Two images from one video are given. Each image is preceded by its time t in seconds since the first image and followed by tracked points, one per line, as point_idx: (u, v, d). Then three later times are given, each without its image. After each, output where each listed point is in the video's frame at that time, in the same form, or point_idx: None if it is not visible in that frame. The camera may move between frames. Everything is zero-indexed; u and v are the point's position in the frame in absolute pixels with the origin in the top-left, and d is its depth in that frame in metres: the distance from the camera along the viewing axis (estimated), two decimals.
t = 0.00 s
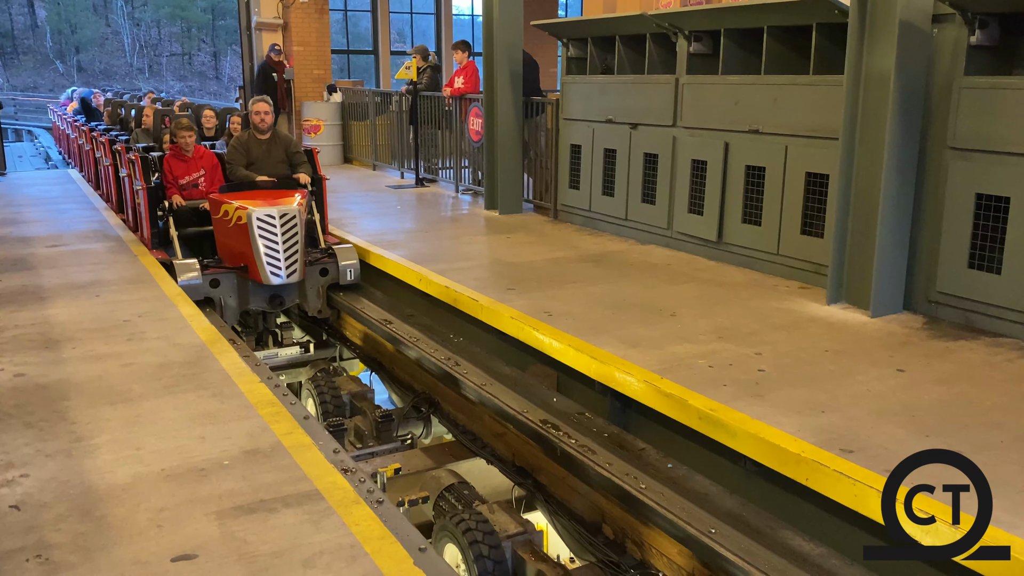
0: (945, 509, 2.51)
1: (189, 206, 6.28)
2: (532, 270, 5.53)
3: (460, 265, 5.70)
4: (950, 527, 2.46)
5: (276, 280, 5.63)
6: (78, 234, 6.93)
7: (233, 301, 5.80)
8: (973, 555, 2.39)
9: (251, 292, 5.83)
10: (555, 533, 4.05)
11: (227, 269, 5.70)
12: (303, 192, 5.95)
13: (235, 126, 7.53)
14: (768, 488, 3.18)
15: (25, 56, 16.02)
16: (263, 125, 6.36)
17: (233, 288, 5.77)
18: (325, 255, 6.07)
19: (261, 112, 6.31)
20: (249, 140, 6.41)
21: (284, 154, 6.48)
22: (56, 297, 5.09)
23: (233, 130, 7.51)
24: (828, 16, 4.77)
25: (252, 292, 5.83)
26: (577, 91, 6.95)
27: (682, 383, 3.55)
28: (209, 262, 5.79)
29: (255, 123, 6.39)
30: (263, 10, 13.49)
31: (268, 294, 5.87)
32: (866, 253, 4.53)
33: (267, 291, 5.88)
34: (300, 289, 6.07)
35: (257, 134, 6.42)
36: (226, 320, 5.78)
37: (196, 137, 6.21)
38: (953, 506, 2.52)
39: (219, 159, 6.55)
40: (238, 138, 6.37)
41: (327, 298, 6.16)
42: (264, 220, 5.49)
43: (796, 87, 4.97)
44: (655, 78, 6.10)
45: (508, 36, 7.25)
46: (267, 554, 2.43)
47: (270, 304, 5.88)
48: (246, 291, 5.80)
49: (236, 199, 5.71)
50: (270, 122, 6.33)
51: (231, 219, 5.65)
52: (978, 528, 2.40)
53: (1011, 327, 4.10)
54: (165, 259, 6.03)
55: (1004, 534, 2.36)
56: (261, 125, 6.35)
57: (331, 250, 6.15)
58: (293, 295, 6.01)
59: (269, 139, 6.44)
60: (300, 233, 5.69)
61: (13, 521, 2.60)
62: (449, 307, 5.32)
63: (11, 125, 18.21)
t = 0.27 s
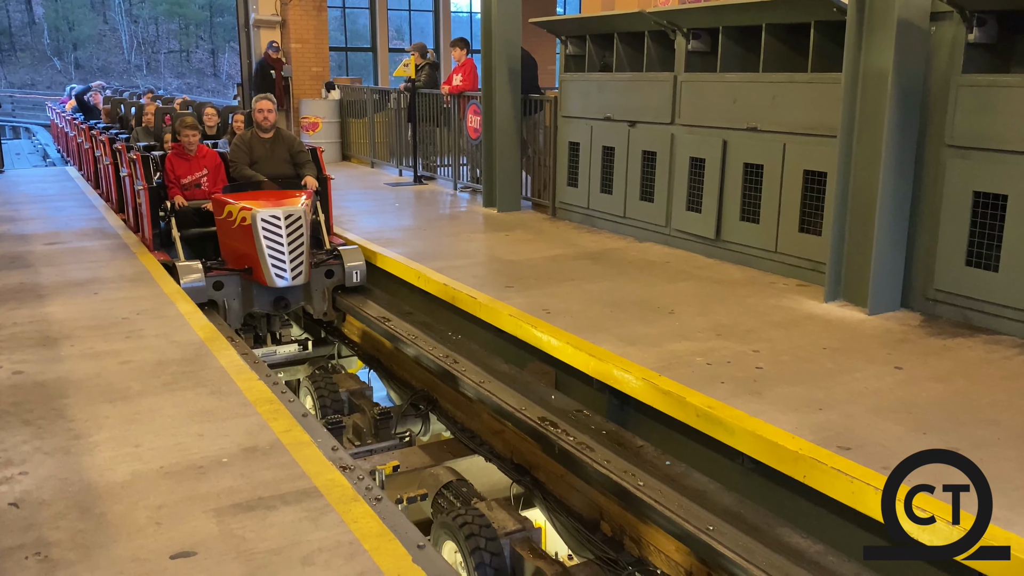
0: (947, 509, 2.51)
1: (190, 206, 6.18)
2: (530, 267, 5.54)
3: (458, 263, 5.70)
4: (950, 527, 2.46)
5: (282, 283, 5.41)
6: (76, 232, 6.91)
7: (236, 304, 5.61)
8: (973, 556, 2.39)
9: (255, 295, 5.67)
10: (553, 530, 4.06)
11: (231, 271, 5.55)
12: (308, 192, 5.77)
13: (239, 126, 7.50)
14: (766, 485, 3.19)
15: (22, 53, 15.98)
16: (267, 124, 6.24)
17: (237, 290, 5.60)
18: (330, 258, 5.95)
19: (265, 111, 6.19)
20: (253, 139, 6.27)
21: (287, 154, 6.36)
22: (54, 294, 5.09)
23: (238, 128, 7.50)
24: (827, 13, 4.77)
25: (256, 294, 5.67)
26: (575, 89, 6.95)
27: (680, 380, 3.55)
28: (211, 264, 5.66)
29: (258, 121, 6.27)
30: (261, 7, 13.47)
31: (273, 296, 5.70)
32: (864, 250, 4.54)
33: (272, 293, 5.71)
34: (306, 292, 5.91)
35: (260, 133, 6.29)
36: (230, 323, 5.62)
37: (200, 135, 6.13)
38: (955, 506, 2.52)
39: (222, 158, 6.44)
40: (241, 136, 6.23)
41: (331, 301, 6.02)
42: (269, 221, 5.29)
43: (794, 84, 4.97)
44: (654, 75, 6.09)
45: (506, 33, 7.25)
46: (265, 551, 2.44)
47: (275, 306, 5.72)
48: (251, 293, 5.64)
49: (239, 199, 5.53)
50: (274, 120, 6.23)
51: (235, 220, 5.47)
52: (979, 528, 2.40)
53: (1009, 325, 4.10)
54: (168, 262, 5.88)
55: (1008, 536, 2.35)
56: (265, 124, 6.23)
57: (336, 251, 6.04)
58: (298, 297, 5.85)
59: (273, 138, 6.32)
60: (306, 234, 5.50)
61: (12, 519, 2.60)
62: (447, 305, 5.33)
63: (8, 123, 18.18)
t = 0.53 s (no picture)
0: (950, 509, 2.50)
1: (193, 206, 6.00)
2: (528, 265, 5.54)
3: (456, 260, 5.70)
4: (951, 528, 2.45)
5: (287, 284, 5.27)
6: (73, 230, 6.89)
7: (240, 305, 5.54)
8: (971, 558, 2.40)
9: (259, 297, 5.58)
10: (551, 527, 4.06)
11: (234, 273, 5.45)
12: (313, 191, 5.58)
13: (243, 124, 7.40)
14: (763, 482, 3.19)
15: (20, 50, 15.82)
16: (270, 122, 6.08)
17: (241, 292, 5.51)
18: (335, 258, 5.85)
19: (268, 108, 6.03)
20: (256, 137, 6.12)
21: (291, 152, 6.22)
22: (51, 291, 5.08)
23: (241, 126, 7.47)
24: (824, 11, 4.77)
25: (260, 296, 5.58)
26: (573, 86, 6.95)
27: (678, 377, 3.55)
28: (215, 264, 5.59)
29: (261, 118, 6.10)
30: (259, 5, 13.45)
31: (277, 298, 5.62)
32: (862, 247, 4.54)
33: (276, 295, 5.63)
34: (311, 293, 5.85)
35: (263, 131, 6.14)
36: (232, 325, 5.53)
37: (204, 134, 5.97)
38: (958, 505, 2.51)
39: (225, 157, 6.26)
40: (244, 134, 6.08)
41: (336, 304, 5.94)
42: (273, 222, 5.13)
43: (792, 81, 4.97)
44: (651, 72, 6.09)
45: (504, 30, 7.24)
46: (263, 548, 2.44)
47: (279, 309, 5.63)
48: (254, 295, 5.56)
49: (243, 199, 5.37)
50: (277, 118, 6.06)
51: (238, 220, 5.32)
52: (979, 529, 2.39)
53: (1006, 322, 4.11)
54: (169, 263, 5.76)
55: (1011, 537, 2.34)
56: (268, 121, 6.07)
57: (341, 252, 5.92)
58: (302, 299, 5.77)
59: (276, 135, 6.17)
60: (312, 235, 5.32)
61: (9, 515, 2.60)
62: (445, 302, 5.32)
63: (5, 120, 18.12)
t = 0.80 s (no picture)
0: (949, 505, 2.49)
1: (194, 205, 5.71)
2: (526, 261, 5.54)
3: (453, 257, 5.70)
4: (951, 527, 2.44)
5: (291, 287, 5.02)
6: (70, 227, 6.88)
7: (243, 308, 5.22)
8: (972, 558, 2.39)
9: (263, 300, 5.27)
10: (549, 524, 4.06)
11: (237, 274, 5.13)
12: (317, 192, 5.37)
13: (244, 120, 7.27)
14: (760, 478, 3.20)
15: (17, 47, 15.88)
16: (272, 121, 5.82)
17: (244, 295, 5.19)
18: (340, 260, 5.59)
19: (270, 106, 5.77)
20: (258, 135, 5.87)
21: (295, 151, 5.96)
22: (48, 288, 5.08)
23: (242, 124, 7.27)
24: (822, 8, 4.77)
25: (264, 299, 5.26)
26: (571, 83, 6.95)
27: (675, 374, 3.56)
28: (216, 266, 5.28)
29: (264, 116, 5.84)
30: (256, 2, 13.45)
31: (282, 302, 5.30)
32: (860, 244, 4.54)
33: (281, 298, 5.32)
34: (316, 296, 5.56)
35: (266, 129, 5.88)
36: (236, 329, 5.22)
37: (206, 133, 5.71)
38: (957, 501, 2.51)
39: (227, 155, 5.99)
40: (245, 132, 5.82)
41: (341, 305, 5.69)
42: (278, 223, 4.90)
43: (789, 78, 4.97)
44: (649, 69, 6.09)
45: (502, 27, 7.24)
46: (260, 544, 2.44)
47: (284, 312, 5.31)
48: (258, 298, 5.24)
49: (246, 199, 5.13)
50: (280, 116, 5.81)
51: (241, 220, 5.08)
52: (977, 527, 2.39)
53: (1003, 319, 4.11)
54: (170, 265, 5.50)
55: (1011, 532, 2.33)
56: (271, 120, 5.81)
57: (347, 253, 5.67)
58: (307, 302, 5.47)
59: (280, 134, 5.91)
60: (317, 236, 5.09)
61: (6, 512, 2.60)
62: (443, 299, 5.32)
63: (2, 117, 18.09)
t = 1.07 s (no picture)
0: (951, 506, 2.48)
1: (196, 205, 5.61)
2: (524, 258, 5.54)
3: (451, 254, 5.69)
4: (951, 529, 2.45)
5: (296, 288, 4.96)
6: (68, 223, 6.86)
7: (247, 311, 5.13)
8: (972, 560, 2.39)
9: (267, 302, 5.15)
10: (546, 521, 4.06)
11: (239, 276, 5.04)
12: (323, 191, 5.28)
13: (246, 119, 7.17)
14: (757, 474, 3.20)
15: (14, 44, 15.69)
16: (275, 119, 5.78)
17: (247, 297, 5.10)
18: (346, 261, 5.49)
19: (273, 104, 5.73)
20: (261, 134, 5.83)
21: (299, 150, 5.91)
22: (45, 285, 5.07)
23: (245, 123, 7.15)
24: (820, 4, 4.77)
25: (268, 301, 5.15)
26: (569, 80, 6.94)
27: (673, 371, 3.56)
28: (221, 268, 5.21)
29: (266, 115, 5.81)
30: None
31: (286, 304, 5.20)
32: (857, 241, 4.54)
33: (285, 300, 5.21)
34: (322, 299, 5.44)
35: (269, 128, 5.85)
36: (240, 332, 5.12)
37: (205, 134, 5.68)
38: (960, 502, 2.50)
39: (229, 155, 5.91)
40: (248, 131, 5.78)
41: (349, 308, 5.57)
42: (283, 224, 4.82)
43: (787, 75, 4.97)
44: (647, 66, 6.08)
45: (500, 24, 7.23)
46: (257, 540, 2.43)
47: (288, 315, 5.21)
48: (262, 300, 5.13)
49: (250, 199, 5.06)
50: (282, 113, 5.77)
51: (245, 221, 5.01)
52: (978, 530, 2.37)
53: (1001, 316, 4.11)
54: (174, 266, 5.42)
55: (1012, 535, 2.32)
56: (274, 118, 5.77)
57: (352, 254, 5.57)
58: (313, 305, 5.34)
59: (282, 133, 5.87)
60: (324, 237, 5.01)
61: (3, 508, 2.60)
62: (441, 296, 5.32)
63: None
